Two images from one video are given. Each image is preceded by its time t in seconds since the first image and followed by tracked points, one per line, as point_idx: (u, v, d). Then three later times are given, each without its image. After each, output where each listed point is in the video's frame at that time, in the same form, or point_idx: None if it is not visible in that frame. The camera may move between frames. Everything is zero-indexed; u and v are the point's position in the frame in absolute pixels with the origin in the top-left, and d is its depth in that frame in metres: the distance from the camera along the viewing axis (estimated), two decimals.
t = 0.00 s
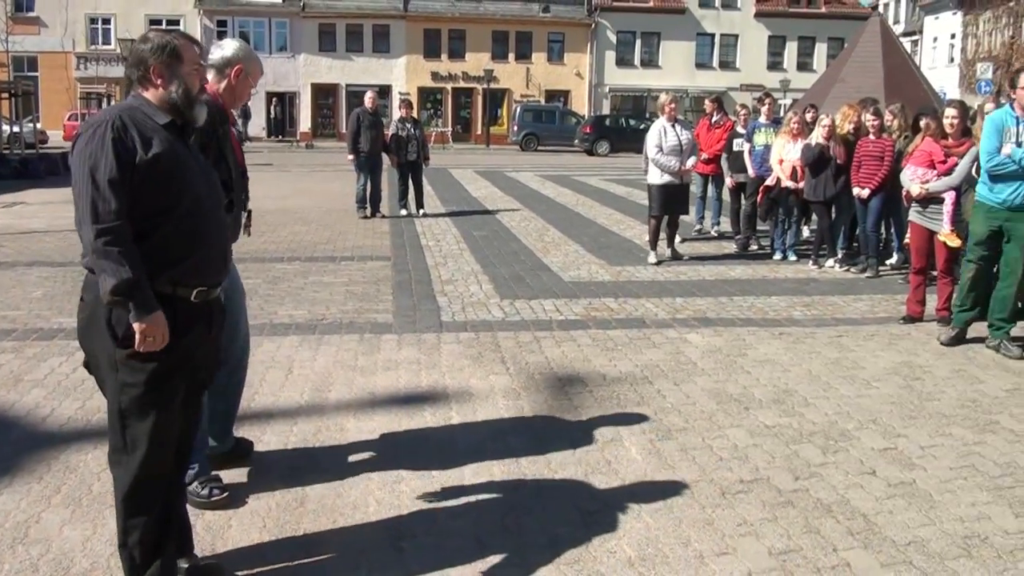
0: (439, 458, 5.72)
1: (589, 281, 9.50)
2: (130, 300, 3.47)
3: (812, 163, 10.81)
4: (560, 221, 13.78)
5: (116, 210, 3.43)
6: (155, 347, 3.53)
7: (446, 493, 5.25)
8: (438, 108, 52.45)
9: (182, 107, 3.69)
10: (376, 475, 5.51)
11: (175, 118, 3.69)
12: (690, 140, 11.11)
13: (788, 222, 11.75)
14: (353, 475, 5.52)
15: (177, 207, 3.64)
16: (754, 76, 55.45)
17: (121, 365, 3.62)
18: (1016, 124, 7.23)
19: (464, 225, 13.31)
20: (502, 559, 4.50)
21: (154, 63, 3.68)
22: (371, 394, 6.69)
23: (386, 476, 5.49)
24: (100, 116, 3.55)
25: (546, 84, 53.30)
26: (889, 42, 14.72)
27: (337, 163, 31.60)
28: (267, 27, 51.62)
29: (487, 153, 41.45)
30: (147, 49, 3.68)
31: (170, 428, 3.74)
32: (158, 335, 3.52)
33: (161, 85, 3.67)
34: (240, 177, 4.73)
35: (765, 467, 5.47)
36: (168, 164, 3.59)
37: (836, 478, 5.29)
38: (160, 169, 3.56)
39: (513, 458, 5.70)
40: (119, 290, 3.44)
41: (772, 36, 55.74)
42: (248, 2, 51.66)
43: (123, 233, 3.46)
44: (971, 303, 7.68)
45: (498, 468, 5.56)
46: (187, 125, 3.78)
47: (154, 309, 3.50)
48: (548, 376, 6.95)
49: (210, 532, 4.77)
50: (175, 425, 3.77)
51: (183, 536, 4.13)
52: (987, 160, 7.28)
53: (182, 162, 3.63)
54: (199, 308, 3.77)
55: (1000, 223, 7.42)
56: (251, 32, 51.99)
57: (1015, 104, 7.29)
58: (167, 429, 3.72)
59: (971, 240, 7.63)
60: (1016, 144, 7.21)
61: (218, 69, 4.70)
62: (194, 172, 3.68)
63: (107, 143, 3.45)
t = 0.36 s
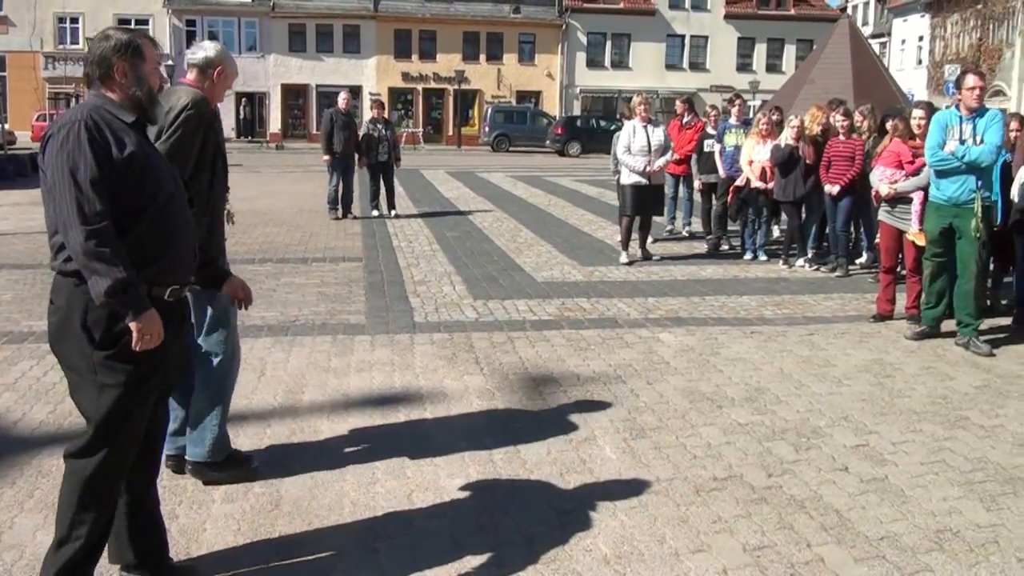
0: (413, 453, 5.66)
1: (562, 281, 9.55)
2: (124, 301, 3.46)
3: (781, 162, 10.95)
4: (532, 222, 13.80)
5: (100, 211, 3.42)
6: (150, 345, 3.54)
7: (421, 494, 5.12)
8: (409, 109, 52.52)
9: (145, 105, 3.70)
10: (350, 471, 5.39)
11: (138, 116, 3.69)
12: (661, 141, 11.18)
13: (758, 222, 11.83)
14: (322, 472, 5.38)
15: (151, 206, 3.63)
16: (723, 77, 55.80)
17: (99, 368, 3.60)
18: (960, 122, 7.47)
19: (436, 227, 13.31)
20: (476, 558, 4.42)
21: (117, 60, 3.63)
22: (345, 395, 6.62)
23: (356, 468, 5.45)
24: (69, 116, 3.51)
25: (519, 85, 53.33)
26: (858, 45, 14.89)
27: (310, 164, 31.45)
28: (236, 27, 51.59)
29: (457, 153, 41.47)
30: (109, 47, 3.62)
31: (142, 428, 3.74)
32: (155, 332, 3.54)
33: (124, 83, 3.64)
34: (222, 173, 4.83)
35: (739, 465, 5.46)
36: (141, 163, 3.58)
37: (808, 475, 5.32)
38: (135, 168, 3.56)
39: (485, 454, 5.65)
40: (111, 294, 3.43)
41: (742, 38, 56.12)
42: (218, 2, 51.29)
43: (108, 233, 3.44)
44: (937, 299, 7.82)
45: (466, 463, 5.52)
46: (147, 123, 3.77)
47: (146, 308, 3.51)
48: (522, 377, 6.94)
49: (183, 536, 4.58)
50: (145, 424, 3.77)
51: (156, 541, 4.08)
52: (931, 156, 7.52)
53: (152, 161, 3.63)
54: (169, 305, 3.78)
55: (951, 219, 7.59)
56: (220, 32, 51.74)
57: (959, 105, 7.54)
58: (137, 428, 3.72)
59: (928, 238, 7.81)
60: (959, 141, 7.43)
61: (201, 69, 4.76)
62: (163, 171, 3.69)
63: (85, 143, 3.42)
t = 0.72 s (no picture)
0: (391, 453, 5.64)
1: (538, 282, 9.58)
2: (79, 316, 3.45)
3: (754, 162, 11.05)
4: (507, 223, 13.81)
5: (50, 225, 3.39)
6: (105, 361, 3.54)
7: (400, 497, 5.07)
8: (384, 111, 52.44)
9: (90, 105, 3.64)
10: (328, 473, 5.36)
11: (86, 119, 3.65)
12: (634, 142, 11.18)
13: (732, 223, 11.91)
14: (298, 474, 5.33)
15: (104, 212, 3.61)
16: (697, 78, 56.08)
17: (54, 380, 3.57)
18: (919, 122, 7.53)
19: (412, 228, 13.31)
20: (455, 561, 4.41)
21: (61, 62, 3.59)
22: (321, 398, 6.58)
23: (333, 467, 5.43)
24: (14, 123, 3.46)
25: (493, 87, 53.22)
26: (831, 47, 15.01)
27: (285, 166, 31.29)
28: (210, 27, 51.27)
29: (432, 155, 41.38)
30: (51, 46, 3.58)
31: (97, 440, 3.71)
32: (112, 347, 3.53)
33: (69, 84, 3.61)
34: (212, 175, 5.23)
35: (716, 464, 5.48)
36: (91, 170, 3.55)
37: (785, 473, 5.35)
38: (84, 176, 3.53)
39: (463, 453, 5.63)
40: (65, 309, 3.42)
41: (716, 40, 56.44)
42: (191, 3, 50.94)
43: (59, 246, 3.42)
44: (908, 298, 7.91)
45: (444, 462, 5.50)
46: (95, 123, 3.73)
47: (103, 323, 3.49)
48: (499, 378, 6.94)
49: (160, 541, 4.54)
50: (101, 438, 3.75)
51: (131, 548, 4.04)
52: (891, 154, 7.63)
53: (103, 165, 3.60)
54: (129, 312, 3.77)
55: (913, 217, 7.67)
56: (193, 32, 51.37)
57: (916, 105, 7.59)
58: (96, 435, 3.69)
59: (894, 237, 7.90)
60: (917, 138, 7.52)
61: (188, 74, 5.15)
62: (115, 175, 3.65)
63: (30, 156, 3.39)
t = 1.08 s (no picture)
0: (367, 454, 5.62)
1: (513, 284, 9.59)
2: None
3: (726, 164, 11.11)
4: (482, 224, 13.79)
5: None
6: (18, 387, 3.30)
7: (376, 500, 5.04)
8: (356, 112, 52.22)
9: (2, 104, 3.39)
10: (303, 476, 5.32)
11: None
12: (606, 144, 11.18)
13: (705, 224, 11.99)
14: (273, 477, 5.30)
15: (23, 221, 3.38)
16: (668, 79, 56.29)
17: None
18: (890, 125, 7.62)
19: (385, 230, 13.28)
20: (431, 563, 4.38)
21: None
22: (296, 400, 6.54)
23: (308, 470, 5.40)
24: None
25: (466, 88, 53.11)
26: (803, 50, 15.12)
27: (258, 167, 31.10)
28: (181, 29, 50.87)
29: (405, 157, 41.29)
30: None
31: (32, 474, 3.57)
32: (19, 375, 3.29)
33: None
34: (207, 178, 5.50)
35: (691, 464, 5.49)
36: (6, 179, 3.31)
37: (760, 472, 5.38)
38: None
39: (440, 455, 5.61)
40: None
41: (687, 42, 56.66)
42: (161, 3, 50.50)
43: None
44: (880, 298, 7.98)
45: (420, 463, 5.49)
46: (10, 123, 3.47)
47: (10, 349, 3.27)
48: (475, 380, 6.93)
49: (135, 548, 4.50)
50: (35, 466, 3.58)
51: (102, 562, 3.96)
52: (863, 158, 7.73)
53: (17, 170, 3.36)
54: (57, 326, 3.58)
55: (886, 218, 7.75)
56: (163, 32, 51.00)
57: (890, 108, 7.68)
58: (26, 456, 3.50)
59: (866, 239, 7.94)
60: (890, 142, 7.60)
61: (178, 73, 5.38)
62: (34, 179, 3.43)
63: None
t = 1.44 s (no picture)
0: (344, 454, 5.61)
1: (490, 284, 9.60)
2: None
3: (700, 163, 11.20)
4: (458, 224, 13.80)
5: None
6: None
7: (354, 501, 5.02)
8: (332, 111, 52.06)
9: None
10: (280, 477, 5.30)
11: None
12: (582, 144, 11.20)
13: (681, 223, 12.05)
14: (250, 478, 5.28)
15: None
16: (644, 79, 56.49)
17: None
18: (866, 126, 7.69)
19: (362, 230, 13.26)
20: (410, 562, 4.38)
21: None
22: (273, 400, 6.52)
23: (286, 470, 5.39)
24: None
25: (441, 88, 53.06)
26: (777, 51, 15.22)
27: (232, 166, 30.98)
28: (155, 27, 50.58)
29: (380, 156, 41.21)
30: None
31: None
32: None
33: None
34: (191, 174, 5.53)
35: (668, 462, 5.52)
36: None
37: (736, 470, 5.41)
38: None
39: (417, 455, 5.60)
40: None
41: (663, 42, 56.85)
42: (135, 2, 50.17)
43: None
44: (855, 297, 8.04)
45: (398, 464, 5.48)
46: None
47: None
48: (452, 379, 6.93)
49: (112, 550, 4.47)
50: None
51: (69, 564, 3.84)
52: (840, 159, 7.80)
53: None
54: None
55: (862, 219, 7.81)
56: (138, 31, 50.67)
57: (867, 109, 7.72)
58: None
59: (842, 238, 7.99)
60: (866, 142, 7.67)
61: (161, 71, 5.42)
62: None
63: None
